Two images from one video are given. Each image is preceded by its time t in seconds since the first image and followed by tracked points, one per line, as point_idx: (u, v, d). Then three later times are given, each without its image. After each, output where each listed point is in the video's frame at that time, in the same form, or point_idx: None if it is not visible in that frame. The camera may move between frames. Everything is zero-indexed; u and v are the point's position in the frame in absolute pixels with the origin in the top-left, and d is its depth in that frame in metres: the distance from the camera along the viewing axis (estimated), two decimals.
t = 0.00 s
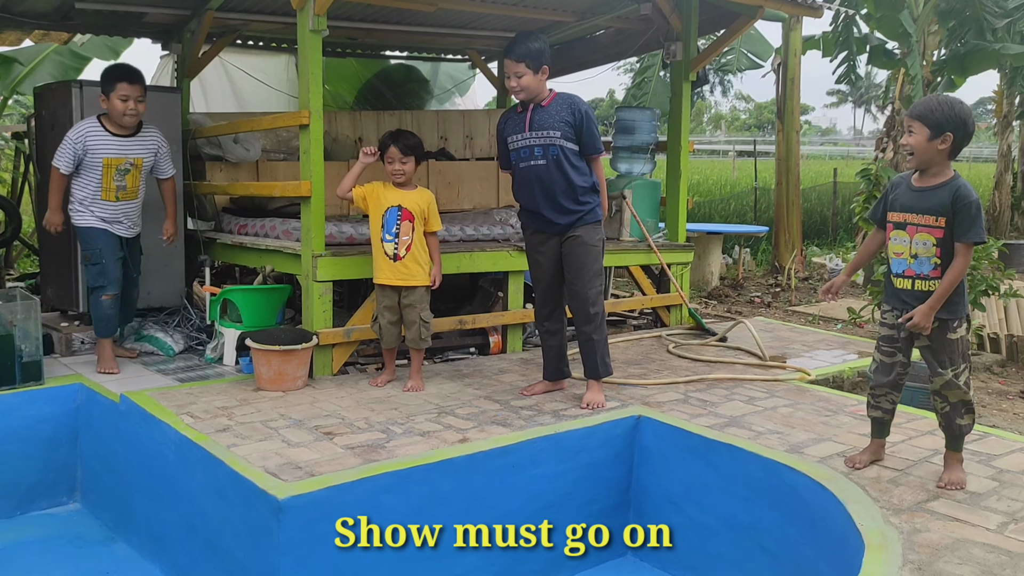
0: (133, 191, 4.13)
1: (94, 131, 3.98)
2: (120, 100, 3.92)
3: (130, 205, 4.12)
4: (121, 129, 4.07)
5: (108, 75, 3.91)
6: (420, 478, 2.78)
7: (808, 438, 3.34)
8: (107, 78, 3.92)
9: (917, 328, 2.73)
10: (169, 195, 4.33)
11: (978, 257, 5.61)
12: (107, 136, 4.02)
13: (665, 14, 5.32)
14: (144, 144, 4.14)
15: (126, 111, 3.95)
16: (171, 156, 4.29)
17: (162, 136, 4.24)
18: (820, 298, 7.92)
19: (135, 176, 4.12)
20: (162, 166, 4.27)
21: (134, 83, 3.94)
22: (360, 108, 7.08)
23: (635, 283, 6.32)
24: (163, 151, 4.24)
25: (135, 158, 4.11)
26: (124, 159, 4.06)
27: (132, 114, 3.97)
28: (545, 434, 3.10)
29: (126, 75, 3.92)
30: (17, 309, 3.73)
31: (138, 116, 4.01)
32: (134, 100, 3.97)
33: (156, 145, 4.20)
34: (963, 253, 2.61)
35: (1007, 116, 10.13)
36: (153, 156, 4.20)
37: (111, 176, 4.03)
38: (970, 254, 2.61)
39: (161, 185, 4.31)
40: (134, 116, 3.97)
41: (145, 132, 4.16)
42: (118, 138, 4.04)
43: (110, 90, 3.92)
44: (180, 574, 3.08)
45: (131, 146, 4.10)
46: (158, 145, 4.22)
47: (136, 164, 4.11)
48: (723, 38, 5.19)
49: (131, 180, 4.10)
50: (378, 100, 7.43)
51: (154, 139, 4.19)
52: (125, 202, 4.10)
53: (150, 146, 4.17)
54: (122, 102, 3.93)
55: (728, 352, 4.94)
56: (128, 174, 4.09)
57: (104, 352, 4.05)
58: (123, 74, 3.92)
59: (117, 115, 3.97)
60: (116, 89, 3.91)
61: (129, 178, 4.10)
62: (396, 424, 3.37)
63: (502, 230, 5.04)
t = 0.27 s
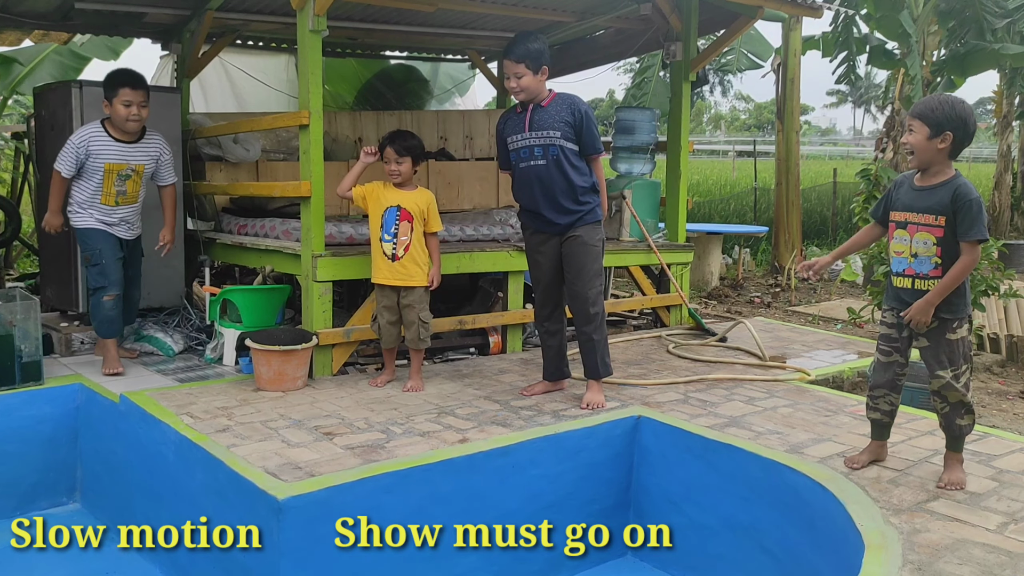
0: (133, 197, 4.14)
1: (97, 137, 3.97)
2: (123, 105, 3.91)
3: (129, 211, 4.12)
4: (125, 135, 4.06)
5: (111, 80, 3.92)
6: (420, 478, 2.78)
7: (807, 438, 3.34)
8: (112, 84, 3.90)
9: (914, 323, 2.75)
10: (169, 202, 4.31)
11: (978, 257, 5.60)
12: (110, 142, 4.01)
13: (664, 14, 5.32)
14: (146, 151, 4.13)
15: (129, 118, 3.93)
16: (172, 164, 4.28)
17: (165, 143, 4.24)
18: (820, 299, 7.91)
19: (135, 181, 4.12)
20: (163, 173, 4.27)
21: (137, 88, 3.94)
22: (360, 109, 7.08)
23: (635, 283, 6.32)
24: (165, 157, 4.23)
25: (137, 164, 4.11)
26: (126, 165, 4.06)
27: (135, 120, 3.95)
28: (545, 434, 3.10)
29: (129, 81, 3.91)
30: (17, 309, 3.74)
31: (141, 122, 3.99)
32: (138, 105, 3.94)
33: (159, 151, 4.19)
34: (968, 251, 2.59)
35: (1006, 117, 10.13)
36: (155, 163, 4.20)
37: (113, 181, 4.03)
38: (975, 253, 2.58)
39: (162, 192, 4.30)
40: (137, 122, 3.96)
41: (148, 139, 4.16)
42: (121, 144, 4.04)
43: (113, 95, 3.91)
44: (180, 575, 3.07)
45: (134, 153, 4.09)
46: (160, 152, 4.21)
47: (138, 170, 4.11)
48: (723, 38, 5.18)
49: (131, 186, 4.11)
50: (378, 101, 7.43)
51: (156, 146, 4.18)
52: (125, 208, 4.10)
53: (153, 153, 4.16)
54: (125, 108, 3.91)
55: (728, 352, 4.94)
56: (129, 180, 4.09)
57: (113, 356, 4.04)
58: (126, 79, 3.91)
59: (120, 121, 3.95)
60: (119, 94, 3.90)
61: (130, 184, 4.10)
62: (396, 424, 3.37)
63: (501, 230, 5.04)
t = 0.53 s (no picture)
0: (136, 205, 4.14)
1: (100, 145, 3.97)
2: (126, 112, 3.89)
3: (131, 218, 4.13)
4: (128, 142, 4.05)
5: (114, 87, 3.90)
6: (420, 478, 2.78)
7: (807, 438, 3.34)
8: (115, 91, 3.89)
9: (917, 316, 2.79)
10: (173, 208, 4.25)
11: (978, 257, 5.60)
12: (114, 149, 4.01)
13: (664, 14, 5.31)
14: (150, 158, 4.12)
15: (132, 124, 3.92)
16: (176, 172, 4.24)
17: (169, 150, 4.22)
18: (819, 299, 7.91)
19: (138, 189, 4.12)
20: (168, 181, 4.24)
21: (139, 94, 3.92)
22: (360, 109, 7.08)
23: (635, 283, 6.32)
24: (170, 165, 4.21)
25: (140, 173, 4.10)
26: (130, 173, 4.05)
27: (138, 126, 3.94)
28: (545, 434, 3.10)
29: (132, 87, 3.90)
30: (16, 309, 3.73)
31: (144, 128, 3.98)
32: (141, 112, 3.93)
33: (163, 159, 4.17)
34: (967, 249, 2.58)
35: (1006, 117, 10.12)
36: (159, 170, 4.18)
37: (115, 189, 4.03)
38: (976, 251, 2.57)
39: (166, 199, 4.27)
40: (139, 129, 3.95)
41: (152, 146, 4.14)
42: (125, 152, 4.03)
43: (115, 101, 3.89)
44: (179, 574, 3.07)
45: (138, 161, 4.09)
46: (165, 159, 4.19)
47: (141, 178, 4.10)
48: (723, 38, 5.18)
49: (134, 194, 4.11)
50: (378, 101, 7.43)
51: (161, 154, 4.17)
52: (127, 215, 4.11)
53: (158, 160, 4.15)
54: (127, 115, 3.90)
55: (728, 353, 4.94)
56: (132, 188, 4.08)
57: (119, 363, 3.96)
58: (129, 86, 3.90)
59: (123, 128, 3.94)
60: (121, 101, 3.89)
61: (132, 192, 4.10)
62: (395, 424, 3.37)
63: (501, 230, 5.04)
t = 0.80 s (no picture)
0: (139, 209, 4.14)
1: (105, 150, 3.97)
2: (129, 116, 3.89)
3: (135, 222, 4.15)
4: (132, 147, 4.05)
5: (117, 91, 3.90)
6: (419, 478, 2.77)
7: (807, 438, 3.34)
8: (119, 95, 3.89)
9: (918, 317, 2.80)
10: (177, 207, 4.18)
11: (977, 257, 5.59)
12: (118, 155, 4.01)
13: (664, 14, 5.31)
14: (154, 162, 4.12)
15: (136, 128, 3.92)
16: (180, 174, 4.24)
17: (172, 153, 4.22)
18: (819, 299, 7.91)
19: (142, 194, 4.12)
20: (173, 183, 4.22)
21: (142, 98, 3.92)
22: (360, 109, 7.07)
23: (635, 283, 6.32)
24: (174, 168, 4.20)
25: (144, 178, 4.10)
26: (134, 179, 4.05)
27: (142, 130, 3.94)
28: (545, 434, 3.10)
29: (135, 91, 3.90)
30: (16, 309, 3.73)
31: (148, 132, 3.98)
32: (144, 115, 3.93)
33: (166, 162, 4.18)
34: (964, 251, 2.59)
35: (1006, 117, 10.11)
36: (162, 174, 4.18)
37: (120, 195, 4.03)
38: (971, 252, 2.58)
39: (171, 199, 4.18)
40: (143, 133, 3.95)
41: (155, 150, 4.14)
42: (128, 157, 4.03)
43: (118, 105, 3.89)
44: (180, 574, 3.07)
45: (142, 165, 4.08)
46: (168, 163, 4.19)
47: (145, 183, 4.10)
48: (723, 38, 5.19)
49: (138, 199, 4.11)
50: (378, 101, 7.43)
51: (164, 158, 4.17)
52: (131, 220, 4.12)
53: (161, 164, 4.15)
54: (131, 119, 3.89)
55: (728, 353, 4.94)
56: (136, 193, 4.08)
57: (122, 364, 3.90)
58: (132, 90, 3.89)
59: (126, 132, 3.94)
60: (125, 105, 3.88)
61: (137, 197, 4.10)
62: (395, 424, 3.37)
63: (501, 230, 5.04)
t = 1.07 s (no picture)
0: (146, 210, 4.11)
1: (108, 151, 3.96)
2: (131, 115, 3.88)
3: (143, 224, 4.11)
4: (135, 148, 4.03)
5: (118, 91, 3.89)
6: (419, 478, 2.77)
7: (807, 438, 3.34)
8: (120, 95, 3.88)
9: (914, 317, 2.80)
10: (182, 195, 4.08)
11: (977, 257, 5.58)
12: (122, 155, 3.99)
13: (664, 14, 5.31)
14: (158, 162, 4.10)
15: (138, 127, 3.89)
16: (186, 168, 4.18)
17: (177, 151, 4.19)
18: (818, 299, 7.91)
19: (148, 195, 4.09)
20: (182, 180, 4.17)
21: (144, 97, 3.90)
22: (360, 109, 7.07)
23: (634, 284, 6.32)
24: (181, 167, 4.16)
25: (149, 178, 4.07)
26: (138, 180, 4.03)
27: (144, 129, 3.91)
28: (545, 435, 3.10)
29: (136, 90, 3.88)
30: (15, 309, 3.74)
31: (150, 131, 3.96)
32: (146, 115, 3.92)
33: (171, 162, 4.14)
34: (959, 253, 2.59)
35: (1005, 117, 10.10)
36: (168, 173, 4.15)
37: (125, 197, 4.00)
38: (966, 255, 2.58)
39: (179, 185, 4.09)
40: (146, 132, 3.92)
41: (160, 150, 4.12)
42: (132, 157, 4.01)
43: (120, 106, 3.88)
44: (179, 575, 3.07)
45: (145, 166, 4.07)
46: (174, 162, 4.16)
47: (150, 184, 4.08)
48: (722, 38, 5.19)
49: (144, 200, 4.08)
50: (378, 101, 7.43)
51: (169, 158, 4.14)
52: (138, 221, 4.08)
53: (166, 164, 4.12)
54: (133, 118, 3.88)
55: (727, 353, 4.94)
56: (141, 194, 4.05)
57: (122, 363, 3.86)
58: (134, 89, 3.88)
59: (129, 133, 3.92)
60: (126, 105, 3.87)
61: (142, 198, 4.07)
62: (395, 424, 3.36)
63: (501, 230, 5.05)
